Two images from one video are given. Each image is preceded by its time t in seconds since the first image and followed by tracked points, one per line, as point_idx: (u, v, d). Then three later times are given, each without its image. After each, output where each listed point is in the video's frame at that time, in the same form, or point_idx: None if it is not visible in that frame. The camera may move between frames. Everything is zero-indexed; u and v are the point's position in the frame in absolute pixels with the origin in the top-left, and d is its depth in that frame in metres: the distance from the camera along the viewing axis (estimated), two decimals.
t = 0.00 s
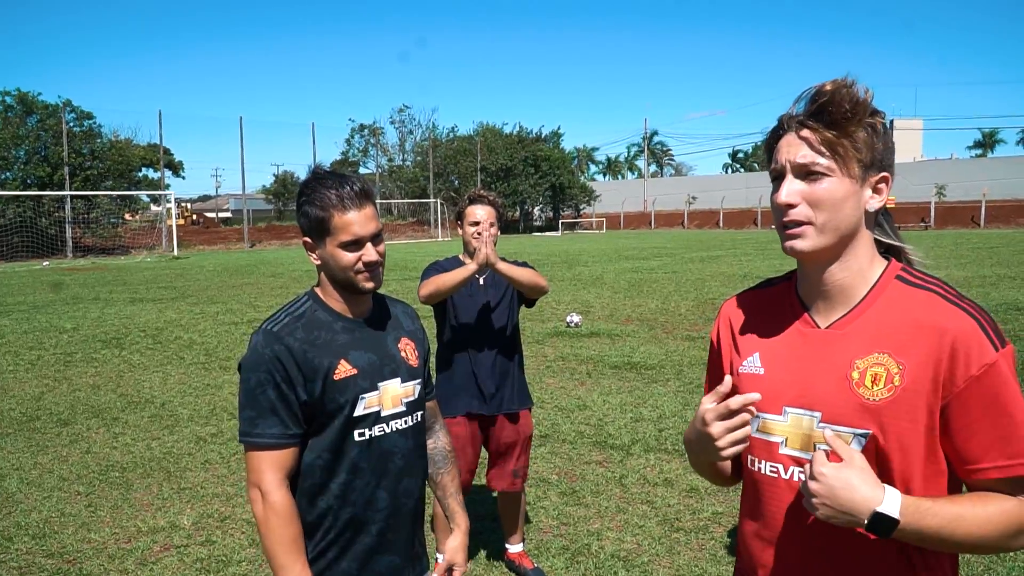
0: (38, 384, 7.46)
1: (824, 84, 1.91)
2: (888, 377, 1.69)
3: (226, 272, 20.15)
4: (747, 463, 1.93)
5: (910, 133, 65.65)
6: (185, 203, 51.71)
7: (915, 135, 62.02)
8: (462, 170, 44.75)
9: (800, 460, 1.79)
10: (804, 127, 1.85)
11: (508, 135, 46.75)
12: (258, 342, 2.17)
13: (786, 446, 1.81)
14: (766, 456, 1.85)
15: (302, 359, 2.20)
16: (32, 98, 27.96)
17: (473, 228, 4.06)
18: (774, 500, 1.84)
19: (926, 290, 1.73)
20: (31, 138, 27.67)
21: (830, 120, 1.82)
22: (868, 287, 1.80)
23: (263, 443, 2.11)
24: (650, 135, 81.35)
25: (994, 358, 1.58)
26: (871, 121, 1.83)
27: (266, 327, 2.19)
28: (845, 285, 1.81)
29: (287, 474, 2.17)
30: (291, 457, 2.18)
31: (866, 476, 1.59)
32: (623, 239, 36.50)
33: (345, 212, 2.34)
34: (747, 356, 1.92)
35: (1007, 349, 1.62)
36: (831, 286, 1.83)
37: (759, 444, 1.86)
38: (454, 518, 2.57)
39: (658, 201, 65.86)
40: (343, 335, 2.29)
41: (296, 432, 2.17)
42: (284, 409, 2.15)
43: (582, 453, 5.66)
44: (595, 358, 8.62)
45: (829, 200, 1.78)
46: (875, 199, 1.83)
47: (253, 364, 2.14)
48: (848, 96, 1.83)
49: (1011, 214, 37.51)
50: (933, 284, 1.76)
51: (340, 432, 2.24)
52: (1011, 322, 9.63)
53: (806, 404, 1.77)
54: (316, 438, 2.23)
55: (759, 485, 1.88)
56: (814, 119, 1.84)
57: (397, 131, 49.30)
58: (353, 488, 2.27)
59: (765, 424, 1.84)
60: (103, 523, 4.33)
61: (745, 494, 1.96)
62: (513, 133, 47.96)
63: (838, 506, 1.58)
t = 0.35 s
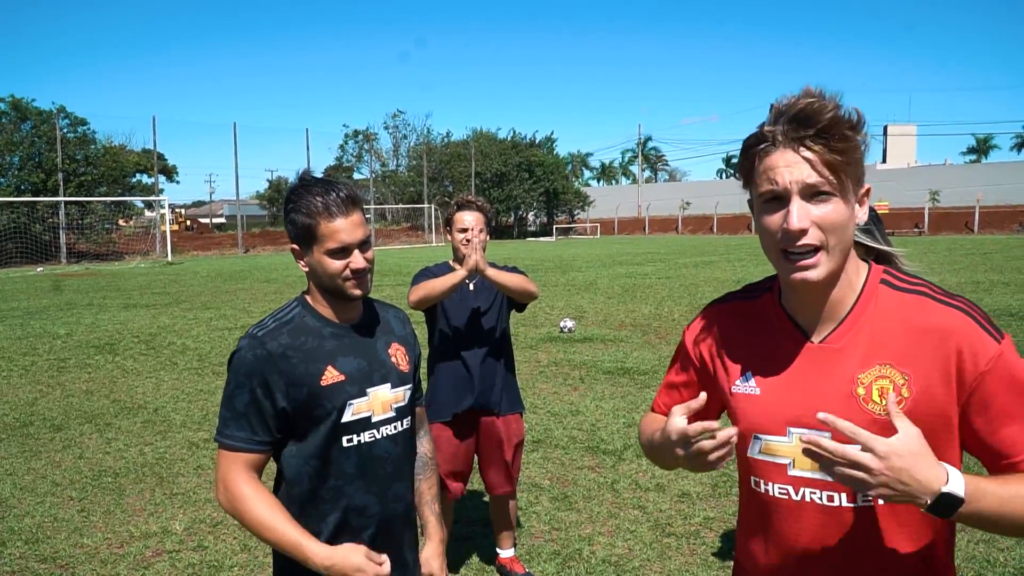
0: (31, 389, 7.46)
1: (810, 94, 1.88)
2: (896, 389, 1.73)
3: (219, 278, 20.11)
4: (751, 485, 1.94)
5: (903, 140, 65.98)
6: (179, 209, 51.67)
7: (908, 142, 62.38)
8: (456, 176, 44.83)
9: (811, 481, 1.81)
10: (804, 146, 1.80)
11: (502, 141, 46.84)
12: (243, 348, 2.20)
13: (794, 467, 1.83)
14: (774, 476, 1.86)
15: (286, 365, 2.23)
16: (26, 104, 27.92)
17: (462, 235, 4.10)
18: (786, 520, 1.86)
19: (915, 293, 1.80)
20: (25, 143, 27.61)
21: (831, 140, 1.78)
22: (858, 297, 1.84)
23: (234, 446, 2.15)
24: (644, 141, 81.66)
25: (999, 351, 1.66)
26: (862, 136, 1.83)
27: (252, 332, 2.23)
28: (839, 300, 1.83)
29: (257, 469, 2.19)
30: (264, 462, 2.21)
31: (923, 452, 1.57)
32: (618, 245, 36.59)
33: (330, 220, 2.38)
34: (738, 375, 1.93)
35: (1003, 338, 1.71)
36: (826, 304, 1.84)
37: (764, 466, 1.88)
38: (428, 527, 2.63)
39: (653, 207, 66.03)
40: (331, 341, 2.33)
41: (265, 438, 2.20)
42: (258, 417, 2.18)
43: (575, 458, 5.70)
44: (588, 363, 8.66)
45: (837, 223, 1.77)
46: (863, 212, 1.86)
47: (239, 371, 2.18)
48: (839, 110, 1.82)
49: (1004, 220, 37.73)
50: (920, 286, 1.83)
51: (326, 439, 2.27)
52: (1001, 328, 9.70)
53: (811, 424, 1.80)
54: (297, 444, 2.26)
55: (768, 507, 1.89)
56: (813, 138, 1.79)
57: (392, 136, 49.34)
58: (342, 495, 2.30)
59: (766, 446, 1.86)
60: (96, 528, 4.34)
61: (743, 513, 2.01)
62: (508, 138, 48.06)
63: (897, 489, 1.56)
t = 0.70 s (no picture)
0: (26, 392, 7.45)
1: (866, 96, 1.75)
2: (941, 426, 1.66)
3: (215, 280, 20.10)
4: (779, 509, 1.90)
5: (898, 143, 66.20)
6: (175, 211, 51.60)
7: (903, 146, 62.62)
8: (453, 178, 44.86)
9: (844, 513, 1.74)
10: (845, 161, 1.68)
11: (499, 144, 46.88)
12: (241, 355, 2.20)
13: (825, 498, 1.76)
14: (805, 507, 1.80)
15: (282, 371, 2.23)
16: (22, 107, 27.85)
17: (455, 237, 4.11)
18: (814, 550, 1.80)
19: (966, 321, 1.71)
20: (21, 146, 27.55)
21: (875, 155, 1.67)
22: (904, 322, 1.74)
23: (251, 456, 2.15)
24: (640, 144, 81.83)
25: None
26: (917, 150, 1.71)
27: (249, 339, 2.23)
28: (881, 326, 1.74)
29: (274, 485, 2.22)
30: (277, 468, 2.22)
31: (961, 501, 1.53)
32: (615, 248, 36.64)
33: (321, 217, 2.39)
34: (771, 397, 1.86)
35: None
36: (869, 330, 1.75)
37: (795, 493, 1.82)
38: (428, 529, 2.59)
39: (649, 210, 66.13)
40: (326, 346, 2.33)
41: (281, 443, 2.22)
42: (270, 420, 2.19)
43: (570, 461, 5.70)
44: (583, 366, 8.67)
45: (876, 246, 1.65)
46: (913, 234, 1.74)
47: (237, 378, 2.18)
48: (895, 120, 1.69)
49: (998, 224, 37.89)
50: (969, 313, 1.75)
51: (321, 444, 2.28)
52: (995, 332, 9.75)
53: (849, 456, 1.72)
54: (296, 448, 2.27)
55: (797, 533, 1.84)
56: (855, 152, 1.67)
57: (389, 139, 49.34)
58: (335, 498, 2.31)
59: (799, 475, 1.79)
60: (89, 532, 4.34)
61: (772, 539, 1.95)
62: (505, 141, 48.11)
63: (926, 530, 1.53)
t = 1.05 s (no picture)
0: (26, 395, 7.46)
1: (892, 80, 1.67)
2: (955, 422, 1.56)
3: (215, 283, 20.15)
4: (801, 503, 1.85)
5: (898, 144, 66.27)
6: (176, 215, 51.66)
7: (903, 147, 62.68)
8: (453, 181, 44.92)
9: (852, 506, 1.69)
10: (851, 152, 1.66)
11: (499, 146, 46.94)
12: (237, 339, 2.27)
13: (838, 488, 1.71)
14: (820, 496, 1.76)
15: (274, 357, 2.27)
16: (22, 110, 27.84)
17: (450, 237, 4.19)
18: (824, 544, 1.75)
19: (1004, 320, 1.59)
20: (21, 150, 27.59)
21: (882, 143, 1.62)
22: (936, 315, 1.66)
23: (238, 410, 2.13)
24: (640, 146, 82.01)
25: None
26: (939, 137, 1.61)
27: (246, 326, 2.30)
28: (909, 316, 1.68)
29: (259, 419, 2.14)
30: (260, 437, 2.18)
31: None
32: (615, 250, 36.68)
33: (324, 213, 2.41)
34: (802, 384, 1.84)
35: None
36: (895, 320, 1.70)
37: (811, 483, 1.78)
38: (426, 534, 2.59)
39: (649, 211, 66.23)
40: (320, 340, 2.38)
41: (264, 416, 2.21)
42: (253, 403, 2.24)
43: (570, 463, 5.71)
44: (583, 368, 8.69)
45: (888, 235, 1.61)
46: (943, 224, 1.63)
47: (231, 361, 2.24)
48: (911, 104, 1.61)
49: (998, 225, 37.97)
50: (1013, 314, 1.62)
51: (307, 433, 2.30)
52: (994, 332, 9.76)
53: (862, 447, 1.67)
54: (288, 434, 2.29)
55: (811, 527, 1.80)
56: (863, 140, 1.64)
57: (388, 141, 49.41)
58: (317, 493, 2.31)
59: (816, 460, 1.76)
60: (90, 534, 4.35)
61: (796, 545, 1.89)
62: (504, 143, 48.18)
63: None
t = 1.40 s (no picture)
0: (27, 393, 7.46)
1: (902, 78, 1.63)
2: (962, 418, 1.53)
3: (216, 281, 20.13)
4: (808, 500, 1.84)
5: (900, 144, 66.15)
6: (177, 213, 51.69)
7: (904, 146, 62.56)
8: (454, 180, 44.90)
9: (855, 501, 1.68)
10: (855, 156, 1.64)
11: (501, 145, 46.90)
12: (242, 338, 2.26)
13: (842, 483, 1.70)
14: (824, 490, 1.75)
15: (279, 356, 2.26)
16: (23, 108, 27.83)
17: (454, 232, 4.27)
18: (828, 540, 1.74)
19: (1014, 318, 1.57)
20: (21, 147, 27.57)
21: (887, 151, 1.59)
22: (945, 313, 1.65)
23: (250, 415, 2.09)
24: (641, 144, 81.97)
25: None
26: (944, 142, 1.58)
27: (251, 324, 2.28)
28: (917, 316, 1.66)
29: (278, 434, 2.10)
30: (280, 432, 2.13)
31: None
32: (616, 248, 36.65)
33: (335, 215, 2.40)
34: (814, 381, 1.83)
35: None
36: (902, 318, 1.69)
37: (818, 477, 1.77)
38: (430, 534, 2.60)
39: (651, 210, 66.18)
40: (326, 339, 2.35)
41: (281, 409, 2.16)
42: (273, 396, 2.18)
43: (571, 462, 5.70)
44: (584, 367, 8.67)
45: (888, 245, 1.60)
46: (948, 228, 1.61)
47: (238, 358, 2.21)
48: (918, 109, 1.57)
49: (1000, 224, 37.90)
50: None
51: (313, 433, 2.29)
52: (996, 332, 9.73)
53: (866, 440, 1.65)
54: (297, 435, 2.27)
55: (817, 522, 1.79)
56: (868, 147, 1.61)
57: (390, 140, 49.38)
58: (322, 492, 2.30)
59: (822, 455, 1.75)
60: (90, 533, 4.34)
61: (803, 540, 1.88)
62: (506, 142, 48.13)
63: None
